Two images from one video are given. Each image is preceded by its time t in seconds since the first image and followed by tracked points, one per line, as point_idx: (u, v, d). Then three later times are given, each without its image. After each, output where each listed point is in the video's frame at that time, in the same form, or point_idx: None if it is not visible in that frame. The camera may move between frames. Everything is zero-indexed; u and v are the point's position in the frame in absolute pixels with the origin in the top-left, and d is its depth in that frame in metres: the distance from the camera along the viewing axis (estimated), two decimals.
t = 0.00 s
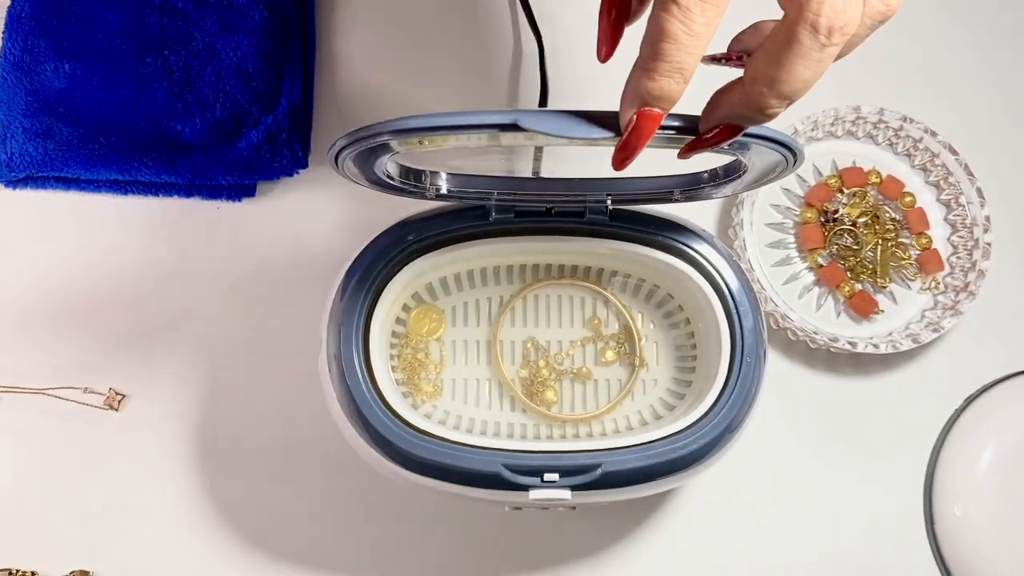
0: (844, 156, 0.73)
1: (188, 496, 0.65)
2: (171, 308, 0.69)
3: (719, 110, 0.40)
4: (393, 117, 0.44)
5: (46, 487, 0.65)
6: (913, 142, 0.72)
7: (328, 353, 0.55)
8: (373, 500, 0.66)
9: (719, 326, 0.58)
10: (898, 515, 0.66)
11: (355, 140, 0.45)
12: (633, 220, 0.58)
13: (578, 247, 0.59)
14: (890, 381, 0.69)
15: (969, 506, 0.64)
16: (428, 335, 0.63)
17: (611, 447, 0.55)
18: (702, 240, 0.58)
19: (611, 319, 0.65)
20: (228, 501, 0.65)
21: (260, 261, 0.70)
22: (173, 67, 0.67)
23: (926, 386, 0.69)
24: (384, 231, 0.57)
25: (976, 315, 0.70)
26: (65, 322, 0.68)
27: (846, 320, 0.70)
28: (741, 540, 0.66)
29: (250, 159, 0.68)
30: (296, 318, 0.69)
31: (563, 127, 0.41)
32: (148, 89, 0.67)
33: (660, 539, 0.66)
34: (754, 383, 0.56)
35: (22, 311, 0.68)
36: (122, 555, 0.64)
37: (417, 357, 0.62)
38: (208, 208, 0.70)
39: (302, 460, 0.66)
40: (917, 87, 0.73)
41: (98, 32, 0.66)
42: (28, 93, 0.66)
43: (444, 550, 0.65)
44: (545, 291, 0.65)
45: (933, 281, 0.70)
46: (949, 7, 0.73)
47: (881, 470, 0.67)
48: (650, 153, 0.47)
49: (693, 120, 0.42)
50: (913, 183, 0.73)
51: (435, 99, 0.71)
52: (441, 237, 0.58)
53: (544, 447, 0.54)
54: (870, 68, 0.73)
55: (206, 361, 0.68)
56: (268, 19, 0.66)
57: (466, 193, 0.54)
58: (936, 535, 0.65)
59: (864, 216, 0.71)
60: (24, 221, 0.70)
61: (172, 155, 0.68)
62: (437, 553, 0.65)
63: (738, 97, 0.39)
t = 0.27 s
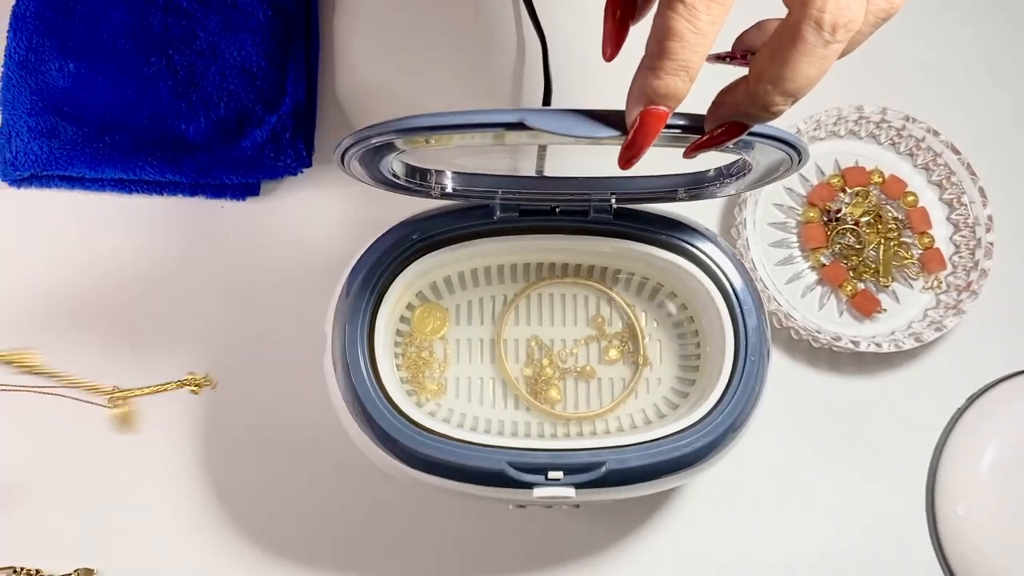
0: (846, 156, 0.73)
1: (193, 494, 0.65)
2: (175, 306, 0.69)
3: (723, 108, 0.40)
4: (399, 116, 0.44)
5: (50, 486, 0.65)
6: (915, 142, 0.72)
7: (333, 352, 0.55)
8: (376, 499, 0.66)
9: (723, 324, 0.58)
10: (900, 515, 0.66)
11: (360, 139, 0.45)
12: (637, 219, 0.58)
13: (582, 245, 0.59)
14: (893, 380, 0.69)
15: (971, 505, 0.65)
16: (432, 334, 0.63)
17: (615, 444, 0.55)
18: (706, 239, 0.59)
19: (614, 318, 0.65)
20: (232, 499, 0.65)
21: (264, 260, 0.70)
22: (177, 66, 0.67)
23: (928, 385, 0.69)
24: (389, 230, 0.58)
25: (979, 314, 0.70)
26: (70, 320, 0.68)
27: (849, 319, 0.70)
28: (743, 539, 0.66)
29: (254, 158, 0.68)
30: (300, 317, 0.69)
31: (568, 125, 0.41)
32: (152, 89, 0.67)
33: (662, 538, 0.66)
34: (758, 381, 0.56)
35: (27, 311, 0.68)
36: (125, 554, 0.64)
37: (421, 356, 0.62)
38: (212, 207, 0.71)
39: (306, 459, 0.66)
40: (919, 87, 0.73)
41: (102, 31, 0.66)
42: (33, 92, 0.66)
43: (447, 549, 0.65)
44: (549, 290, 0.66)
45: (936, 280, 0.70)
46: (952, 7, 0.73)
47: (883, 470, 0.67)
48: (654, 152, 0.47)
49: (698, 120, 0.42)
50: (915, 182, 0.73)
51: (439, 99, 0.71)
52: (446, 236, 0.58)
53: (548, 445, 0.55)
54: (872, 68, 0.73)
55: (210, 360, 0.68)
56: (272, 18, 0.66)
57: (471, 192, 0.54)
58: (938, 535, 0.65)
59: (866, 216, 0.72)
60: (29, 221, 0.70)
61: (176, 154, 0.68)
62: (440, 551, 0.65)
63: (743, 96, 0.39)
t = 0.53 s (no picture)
0: (845, 156, 0.73)
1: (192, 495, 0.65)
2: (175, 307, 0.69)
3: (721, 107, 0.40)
4: (398, 116, 0.44)
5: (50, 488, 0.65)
6: (914, 143, 0.72)
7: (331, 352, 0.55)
8: (375, 499, 0.66)
9: (722, 325, 0.58)
10: (898, 515, 0.66)
11: (359, 139, 0.45)
12: (636, 219, 0.58)
13: (581, 246, 0.60)
14: (891, 381, 0.69)
15: (970, 506, 0.64)
16: (431, 334, 0.63)
17: (614, 445, 0.55)
18: (705, 240, 0.59)
19: (613, 319, 0.65)
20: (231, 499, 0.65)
21: (263, 261, 0.70)
22: (176, 67, 0.67)
23: (926, 386, 0.69)
24: (388, 230, 0.58)
25: (977, 315, 0.70)
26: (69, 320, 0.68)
27: (848, 320, 0.70)
28: (742, 539, 0.66)
29: (253, 159, 0.68)
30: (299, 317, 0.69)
31: (567, 124, 0.41)
32: (151, 89, 0.67)
33: (661, 539, 0.66)
34: (757, 382, 0.56)
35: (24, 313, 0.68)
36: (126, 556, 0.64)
37: (420, 356, 0.62)
38: (211, 207, 0.71)
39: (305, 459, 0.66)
40: (918, 88, 0.73)
41: (102, 32, 0.67)
42: (32, 93, 0.66)
43: (446, 550, 0.65)
44: (548, 291, 0.66)
45: (934, 281, 0.70)
46: (950, 8, 0.74)
47: (882, 470, 0.67)
48: (653, 152, 0.47)
49: (696, 119, 0.42)
50: (914, 183, 0.73)
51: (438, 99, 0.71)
52: (445, 236, 0.58)
53: (547, 445, 0.55)
54: (871, 69, 0.73)
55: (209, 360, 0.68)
56: (272, 18, 0.67)
57: (470, 192, 0.54)
58: (937, 535, 0.65)
59: (865, 216, 0.72)
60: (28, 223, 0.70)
61: (175, 154, 0.68)
62: (439, 552, 0.65)
63: (740, 94, 0.39)
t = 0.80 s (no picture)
0: (844, 157, 0.73)
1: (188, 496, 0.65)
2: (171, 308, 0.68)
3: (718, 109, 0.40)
4: (394, 117, 0.44)
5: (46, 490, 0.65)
6: (913, 143, 0.72)
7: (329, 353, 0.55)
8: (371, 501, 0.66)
9: (720, 327, 0.57)
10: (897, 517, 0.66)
11: (356, 140, 0.45)
12: (633, 220, 0.58)
13: (578, 247, 0.59)
14: (890, 382, 0.69)
15: (968, 509, 0.64)
16: (428, 335, 0.62)
17: (612, 447, 0.55)
18: (703, 241, 0.59)
19: (611, 320, 0.65)
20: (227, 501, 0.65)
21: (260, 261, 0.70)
22: (173, 67, 0.67)
23: (926, 387, 0.69)
24: (385, 231, 0.57)
25: (976, 317, 0.70)
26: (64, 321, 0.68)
27: (847, 321, 0.70)
28: (740, 541, 0.66)
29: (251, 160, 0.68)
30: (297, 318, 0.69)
31: (564, 127, 0.41)
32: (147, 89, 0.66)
33: (659, 540, 0.65)
34: (755, 383, 0.56)
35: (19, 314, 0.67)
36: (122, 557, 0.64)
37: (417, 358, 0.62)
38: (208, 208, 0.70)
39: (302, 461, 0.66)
40: (917, 88, 0.73)
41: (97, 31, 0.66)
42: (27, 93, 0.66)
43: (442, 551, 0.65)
44: (546, 292, 0.65)
45: (933, 282, 0.70)
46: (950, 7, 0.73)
47: (881, 471, 0.67)
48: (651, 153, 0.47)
49: (694, 122, 0.41)
50: (913, 184, 0.73)
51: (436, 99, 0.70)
52: (442, 237, 0.58)
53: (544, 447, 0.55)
54: (870, 69, 0.73)
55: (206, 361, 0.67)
56: (269, 17, 0.68)
57: (466, 193, 0.54)
58: (936, 536, 0.65)
59: (864, 217, 0.72)
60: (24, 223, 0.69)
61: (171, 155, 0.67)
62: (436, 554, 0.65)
63: (737, 96, 0.39)
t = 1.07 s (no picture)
0: (842, 158, 0.73)
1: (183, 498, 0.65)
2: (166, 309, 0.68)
3: (712, 110, 0.40)
4: (388, 118, 0.44)
5: (41, 493, 0.64)
6: (912, 144, 0.72)
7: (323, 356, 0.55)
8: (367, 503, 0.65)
9: (716, 329, 0.57)
10: (895, 519, 0.66)
11: (349, 141, 0.45)
12: (630, 222, 0.58)
13: (575, 249, 0.59)
14: (889, 384, 0.69)
15: (967, 510, 0.63)
16: (424, 337, 0.62)
17: (607, 449, 0.54)
18: (700, 243, 0.58)
19: (608, 321, 0.65)
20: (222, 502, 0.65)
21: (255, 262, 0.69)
22: (168, 68, 0.67)
23: (924, 389, 0.69)
24: (381, 233, 0.57)
25: (975, 318, 0.70)
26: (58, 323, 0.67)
27: (845, 323, 0.70)
28: (737, 543, 0.65)
29: (246, 161, 0.67)
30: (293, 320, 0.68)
31: (557, 128, 0.41)
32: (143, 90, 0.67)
33: (657, 542, 0.65)
34: (751, 386, 0.55)
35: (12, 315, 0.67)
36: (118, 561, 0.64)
37: (412, 360, 0.62)
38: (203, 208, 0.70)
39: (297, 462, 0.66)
40: (916, 88, 0.73)
41: (93, 32, 0.66)
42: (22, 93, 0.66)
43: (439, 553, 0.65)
44: (542, 294, 0.65)
45: (932, 284, 0.70)
46: (948, 8, 0.73)
47: (879, 473, 0.67)
48: (645, 155, 0.46)
49: (687, 123, 0.41)
50: (911, 185, 0.72)
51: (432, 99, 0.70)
52: (437, 238, 0.58)
53: (540, 450, 0.54)
54: (868, 69, 0.73)
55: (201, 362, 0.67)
56: (266, 17, 0.67)
57: (462, 194, 0.54)
58: (934, 539, 0.65)
59: (862, 219, 0.71)
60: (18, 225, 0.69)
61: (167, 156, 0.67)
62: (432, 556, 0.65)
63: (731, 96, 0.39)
